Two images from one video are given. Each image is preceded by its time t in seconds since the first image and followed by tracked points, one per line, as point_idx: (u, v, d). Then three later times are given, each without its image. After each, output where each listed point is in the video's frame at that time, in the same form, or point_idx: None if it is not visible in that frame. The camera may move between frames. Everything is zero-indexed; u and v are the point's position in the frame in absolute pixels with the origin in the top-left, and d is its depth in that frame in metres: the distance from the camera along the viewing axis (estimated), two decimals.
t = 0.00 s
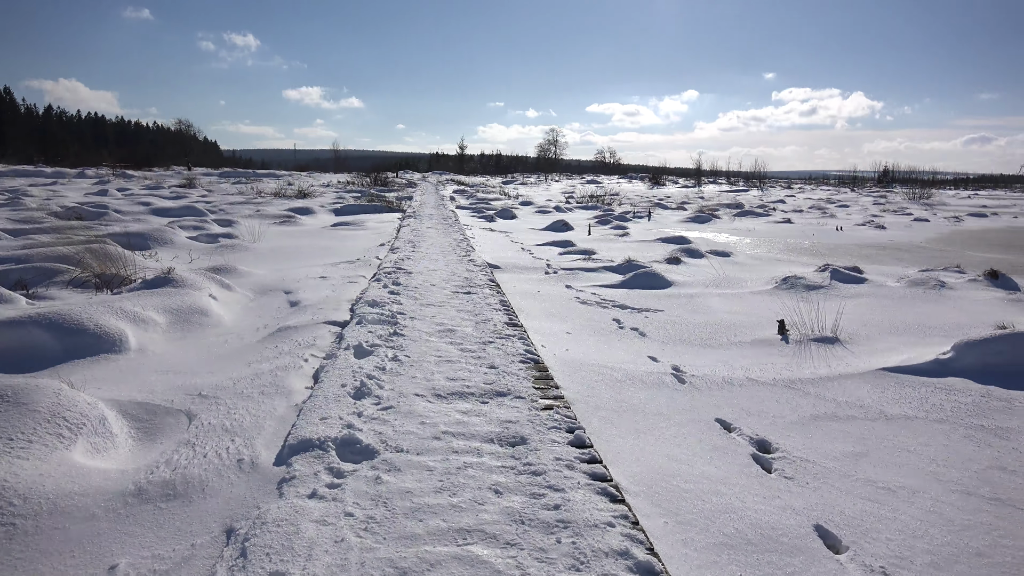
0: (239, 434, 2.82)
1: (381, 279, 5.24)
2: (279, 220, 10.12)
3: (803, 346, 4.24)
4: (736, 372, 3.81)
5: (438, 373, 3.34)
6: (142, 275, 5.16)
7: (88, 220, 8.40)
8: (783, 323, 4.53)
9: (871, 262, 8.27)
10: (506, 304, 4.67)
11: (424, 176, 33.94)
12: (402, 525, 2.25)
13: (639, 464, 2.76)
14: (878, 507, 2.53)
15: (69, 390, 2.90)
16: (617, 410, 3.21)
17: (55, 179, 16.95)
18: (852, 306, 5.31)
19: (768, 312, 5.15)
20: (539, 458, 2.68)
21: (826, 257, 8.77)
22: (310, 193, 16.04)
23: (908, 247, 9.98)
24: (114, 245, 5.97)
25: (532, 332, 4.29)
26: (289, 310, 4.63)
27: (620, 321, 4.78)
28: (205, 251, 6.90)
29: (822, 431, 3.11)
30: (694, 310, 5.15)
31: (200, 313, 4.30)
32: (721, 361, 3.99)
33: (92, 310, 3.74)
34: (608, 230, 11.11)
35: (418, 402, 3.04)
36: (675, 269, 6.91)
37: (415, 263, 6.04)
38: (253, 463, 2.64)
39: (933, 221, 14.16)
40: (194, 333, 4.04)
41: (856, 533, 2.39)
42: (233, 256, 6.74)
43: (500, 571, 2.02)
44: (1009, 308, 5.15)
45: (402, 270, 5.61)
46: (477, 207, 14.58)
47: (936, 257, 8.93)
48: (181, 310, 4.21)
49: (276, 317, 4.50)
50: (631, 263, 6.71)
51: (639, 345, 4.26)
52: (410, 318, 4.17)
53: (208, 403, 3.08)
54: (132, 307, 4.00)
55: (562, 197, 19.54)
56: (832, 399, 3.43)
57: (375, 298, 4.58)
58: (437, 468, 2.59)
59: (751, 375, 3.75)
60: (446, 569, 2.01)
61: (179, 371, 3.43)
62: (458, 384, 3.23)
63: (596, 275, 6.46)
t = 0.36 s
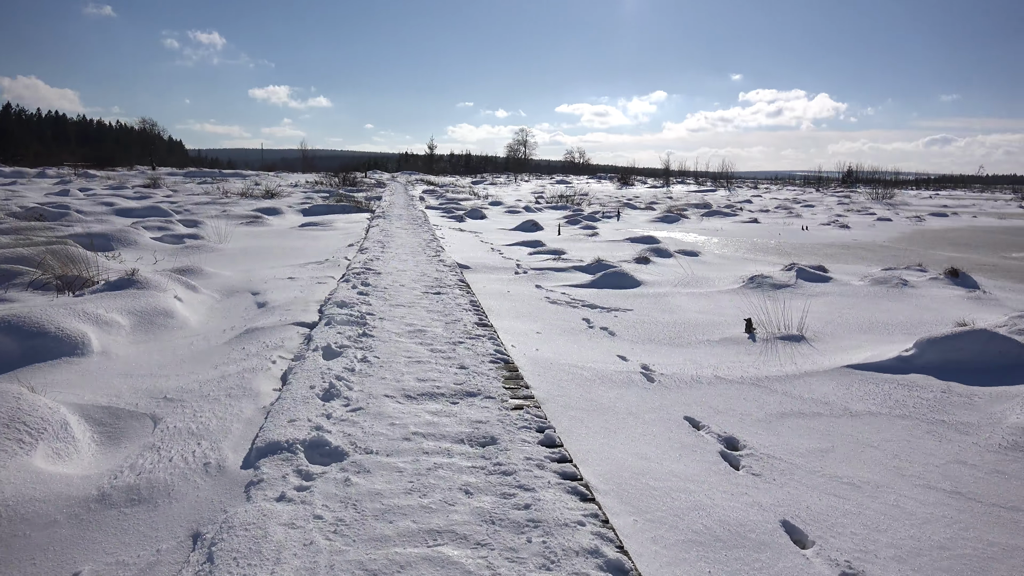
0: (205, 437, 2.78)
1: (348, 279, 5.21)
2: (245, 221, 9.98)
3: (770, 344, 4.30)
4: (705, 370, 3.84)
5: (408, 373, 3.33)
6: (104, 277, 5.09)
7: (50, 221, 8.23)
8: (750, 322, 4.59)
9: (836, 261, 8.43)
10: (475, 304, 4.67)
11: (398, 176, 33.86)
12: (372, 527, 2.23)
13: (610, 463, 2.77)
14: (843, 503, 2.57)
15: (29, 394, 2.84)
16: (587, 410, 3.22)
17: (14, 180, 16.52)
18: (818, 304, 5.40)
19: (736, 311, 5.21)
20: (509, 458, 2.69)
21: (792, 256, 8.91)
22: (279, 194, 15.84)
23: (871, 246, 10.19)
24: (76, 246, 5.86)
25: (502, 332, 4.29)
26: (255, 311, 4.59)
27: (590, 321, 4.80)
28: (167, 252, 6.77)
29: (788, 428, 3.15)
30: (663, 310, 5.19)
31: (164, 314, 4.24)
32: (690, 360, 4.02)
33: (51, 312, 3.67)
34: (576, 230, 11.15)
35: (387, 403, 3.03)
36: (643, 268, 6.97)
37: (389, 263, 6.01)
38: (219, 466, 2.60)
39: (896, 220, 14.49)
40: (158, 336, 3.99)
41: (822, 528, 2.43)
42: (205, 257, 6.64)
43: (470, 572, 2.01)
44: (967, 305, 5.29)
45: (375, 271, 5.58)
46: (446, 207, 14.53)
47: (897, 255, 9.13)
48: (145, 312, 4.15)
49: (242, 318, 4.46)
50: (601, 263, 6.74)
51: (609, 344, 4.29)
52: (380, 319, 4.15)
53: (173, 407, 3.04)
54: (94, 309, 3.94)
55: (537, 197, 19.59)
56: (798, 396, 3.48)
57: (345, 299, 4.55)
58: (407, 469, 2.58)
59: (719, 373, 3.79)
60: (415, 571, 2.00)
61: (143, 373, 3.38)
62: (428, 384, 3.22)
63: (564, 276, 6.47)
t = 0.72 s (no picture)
0: (168, 442, 2.74)
1: (313, 280, 5.15)
2: (208, 222, 9.81)
3: (736, 343, 4.35)
4: (672, 369, 3.88)
5: (375, 375, 3.30)
6: (62, 279, 4.98)
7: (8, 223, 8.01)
8: (716, 320, 4.64)
9: (800, 260, 8.58)
10: (443, 304, 4.66)
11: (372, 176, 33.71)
12: (339, 530, 2.21)
13: (577, 462, 2.78)
14: (807, 498, 2.61)
15: None
16: (555, 409, 3.23)
17: None
18: (783, 302, 5.49)
19: (701, 309, 5.27)
20: (477, 458, 2.68)
21: (757, 256, 9.04)
22: (247, 194, 15.62)
23: (833, 245, 10.40)
24: (32, 248, 5.72)
25: (469, 332, 4.29)
26: (219, 313, 4.54)
27: (558, 320, 4.82)
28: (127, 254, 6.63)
29: (752, 425, 3.19)
30: (630, 309, 5.23)
31: (125, 317, 4.17)
32: (657, 358, 4.06)
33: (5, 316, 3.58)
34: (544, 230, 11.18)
35: (354, 405, 3.00)
36: (610, 268, 7.02)
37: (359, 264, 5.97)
38: (182, 471, 2.56)
39: (858, 220, 14.83)
40: (119, 339, 3.91)
41: (786, 524, 2.46)
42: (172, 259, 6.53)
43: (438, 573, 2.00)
44: (925, 303, 5.43)
45: (344, 271, 5.54)
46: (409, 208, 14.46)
47: (858, 254, 9.33)
48: (104, 314, 4.07)
49: (206, 320, 4.40)
50: (568, 263, 6.77)
51: (577, 343, 4.31)
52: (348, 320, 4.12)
53: (134, 411, 2.98)
54: (51, 313, 3.85)
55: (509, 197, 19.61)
56: (762, 393, 3.52)
57: (310, 300, 4.51)
58: (375, 471, 2.56)
59: (686, 371, 3.83)
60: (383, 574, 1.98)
61: (103, 378, 3.31)
62: (395, 386, 3.20)
63: (530, 276, 6.48)
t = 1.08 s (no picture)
0: (129, 446, 2.69)
1: (278, 281, 5.09)
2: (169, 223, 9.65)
3: (701, 341, 4.39)
4: (638, 367, 3.90)
5: (342, 376, 3.28)
6: (18, 282, 4.85)
7: None
8: (682, 319, 4.68)
9: (765, 259, 8.70)
10: (410, 304, 4.65)
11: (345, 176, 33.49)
12: (305, 533, 2.18)
13: (545, 461, 2.79)
14: (771, 493, 2.64)
15: None
16: (523, 409, 3.23)
17: None
18: (749, 301, 5.56)
19: (667, 308, 5.32)
20: (445, 459, 2.67)
21: (723, 255, 9.15)
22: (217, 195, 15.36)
23: (796, 244, 10.57)
24: None
25: (436, 332, 4.28)
26: (182, 315, 4.48)
27: (525, 320, 4.83)
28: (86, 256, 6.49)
29: (718, 422, 3.22)
30: (598, 308, 5.25)
31: (84, 320, 4.08)
32: (624, 357, 4.08)
33: None
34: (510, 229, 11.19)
35: (321, 406, 2.98)
36: (577, 267, 7.05)
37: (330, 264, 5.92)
38: (144, 476, 2.52)
39: (820, 219, 15.12)
40: (77, 341, 3.83)
41: (751, 519, 2.49)
42: (139, 261, 6.41)
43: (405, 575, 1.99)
44: (886, 300, 5.56)
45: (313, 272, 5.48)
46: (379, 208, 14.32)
47: (820, 252, 9.49)
48: (62, 317, 3.98)
49: (168, 322, 4.34)
50: (536, 263, 6.78)
51: (544, 343, 4.32)
52: (315, 321, 4.09)
53: (94, 415, 2.93)
54: (6, 317, 3.76)
55: (481, 197, 19.58)
56: (727, 390, 3.57)
57: (276, 301, 4.46)
58: (342, 473, 2.54)
59: (652, 370, 3.86)
60: None
61: (61, 382, 3.24)
62: (362, 387, 3.18)
63: (497, 275, 6.49)
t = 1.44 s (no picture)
0: (93, 451, 2.65)
1: (245, 282, 5.03)
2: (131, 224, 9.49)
3: (671, 339, 4.43)
4: (608, 366, 3.92)
5: (311, 378, 3.25)
6: None
7: None
8: (652, 318, 4.71)
9: (734, 257, 8.81)
10: (379, 305, 4.63)
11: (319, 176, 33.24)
12: (275, 537, 2.16)
13: (516, 461, 2.79)
14: (740, 490, 2.67)
15: None
16: (494, 409, 3.23)
17: None
18: (719, 300, 5.62)
19: (637, 307, 5.36)
20: (415, 460, 2.66)
21: (692, 254, 9.24)
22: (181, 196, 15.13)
23: (764, 243, 10.72)
24: None
25: (406, 333, 4.26)
26: (147, 317, 4.42)
27: (496, 320, 4.83)
28: (48, 258, 6.35)
29: (687, 420, 3.25)
30: (568, 308, 5.27)
31: (46, 323, 4.00)
32: (594, 356, 4.10)
33: None
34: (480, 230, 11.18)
35: (290, 409, 2.95)
36: (547, 267, 7.08)
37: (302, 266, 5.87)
38: (108, 481, 2.48)
39: (784, 218, 15.35)
40: (37, 346, 3.74)
41: (720, 516, 2.51)
42: (109, 264, 6.30)
43: None
44: (852, 298, 5.66)
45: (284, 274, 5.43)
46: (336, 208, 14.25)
47: (787, 251, 9.64)
48: (23, 321, 3.89)
49: (133, 325, 4.29)
50: (506, 263, 6.79)
51: (515, 343, 4.33)
52: (284, 322, 4.05)
53: (56, 421, 2.87)
54: None
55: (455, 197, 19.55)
56: (696, 388, 3.60)
57: (243, 303, 4.40)
58: (311, 476, 2.52)
59: (623, 369, 3.88)
60: None
61: (22, 387, 3.17)
62: (331, 389, 3.15)
63: (467, 276, 6.49)
